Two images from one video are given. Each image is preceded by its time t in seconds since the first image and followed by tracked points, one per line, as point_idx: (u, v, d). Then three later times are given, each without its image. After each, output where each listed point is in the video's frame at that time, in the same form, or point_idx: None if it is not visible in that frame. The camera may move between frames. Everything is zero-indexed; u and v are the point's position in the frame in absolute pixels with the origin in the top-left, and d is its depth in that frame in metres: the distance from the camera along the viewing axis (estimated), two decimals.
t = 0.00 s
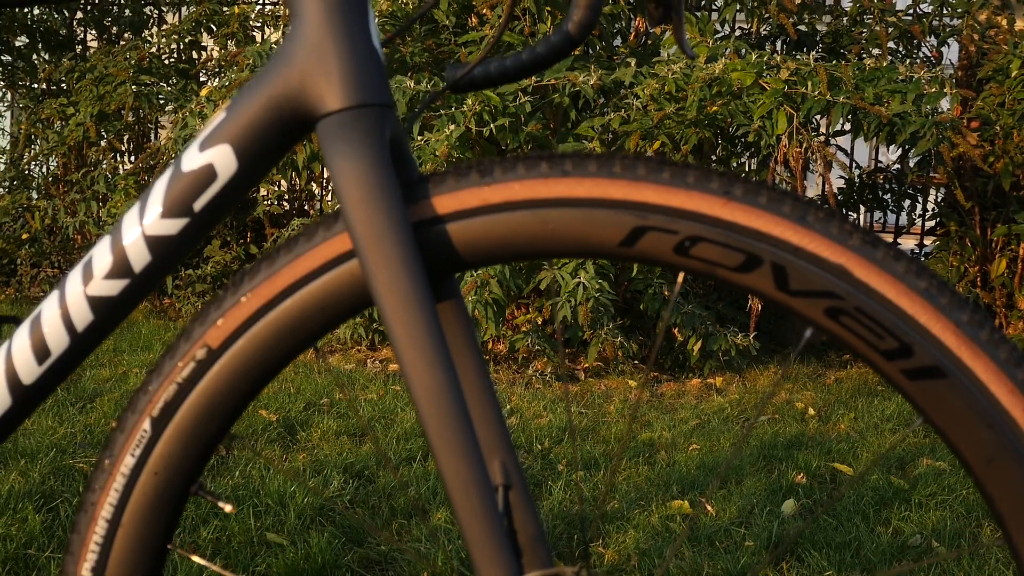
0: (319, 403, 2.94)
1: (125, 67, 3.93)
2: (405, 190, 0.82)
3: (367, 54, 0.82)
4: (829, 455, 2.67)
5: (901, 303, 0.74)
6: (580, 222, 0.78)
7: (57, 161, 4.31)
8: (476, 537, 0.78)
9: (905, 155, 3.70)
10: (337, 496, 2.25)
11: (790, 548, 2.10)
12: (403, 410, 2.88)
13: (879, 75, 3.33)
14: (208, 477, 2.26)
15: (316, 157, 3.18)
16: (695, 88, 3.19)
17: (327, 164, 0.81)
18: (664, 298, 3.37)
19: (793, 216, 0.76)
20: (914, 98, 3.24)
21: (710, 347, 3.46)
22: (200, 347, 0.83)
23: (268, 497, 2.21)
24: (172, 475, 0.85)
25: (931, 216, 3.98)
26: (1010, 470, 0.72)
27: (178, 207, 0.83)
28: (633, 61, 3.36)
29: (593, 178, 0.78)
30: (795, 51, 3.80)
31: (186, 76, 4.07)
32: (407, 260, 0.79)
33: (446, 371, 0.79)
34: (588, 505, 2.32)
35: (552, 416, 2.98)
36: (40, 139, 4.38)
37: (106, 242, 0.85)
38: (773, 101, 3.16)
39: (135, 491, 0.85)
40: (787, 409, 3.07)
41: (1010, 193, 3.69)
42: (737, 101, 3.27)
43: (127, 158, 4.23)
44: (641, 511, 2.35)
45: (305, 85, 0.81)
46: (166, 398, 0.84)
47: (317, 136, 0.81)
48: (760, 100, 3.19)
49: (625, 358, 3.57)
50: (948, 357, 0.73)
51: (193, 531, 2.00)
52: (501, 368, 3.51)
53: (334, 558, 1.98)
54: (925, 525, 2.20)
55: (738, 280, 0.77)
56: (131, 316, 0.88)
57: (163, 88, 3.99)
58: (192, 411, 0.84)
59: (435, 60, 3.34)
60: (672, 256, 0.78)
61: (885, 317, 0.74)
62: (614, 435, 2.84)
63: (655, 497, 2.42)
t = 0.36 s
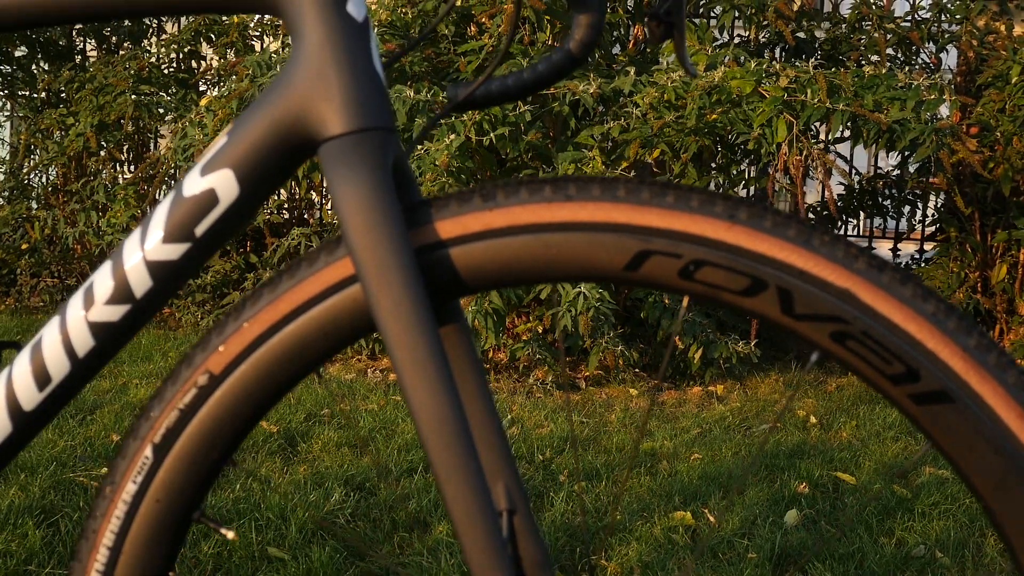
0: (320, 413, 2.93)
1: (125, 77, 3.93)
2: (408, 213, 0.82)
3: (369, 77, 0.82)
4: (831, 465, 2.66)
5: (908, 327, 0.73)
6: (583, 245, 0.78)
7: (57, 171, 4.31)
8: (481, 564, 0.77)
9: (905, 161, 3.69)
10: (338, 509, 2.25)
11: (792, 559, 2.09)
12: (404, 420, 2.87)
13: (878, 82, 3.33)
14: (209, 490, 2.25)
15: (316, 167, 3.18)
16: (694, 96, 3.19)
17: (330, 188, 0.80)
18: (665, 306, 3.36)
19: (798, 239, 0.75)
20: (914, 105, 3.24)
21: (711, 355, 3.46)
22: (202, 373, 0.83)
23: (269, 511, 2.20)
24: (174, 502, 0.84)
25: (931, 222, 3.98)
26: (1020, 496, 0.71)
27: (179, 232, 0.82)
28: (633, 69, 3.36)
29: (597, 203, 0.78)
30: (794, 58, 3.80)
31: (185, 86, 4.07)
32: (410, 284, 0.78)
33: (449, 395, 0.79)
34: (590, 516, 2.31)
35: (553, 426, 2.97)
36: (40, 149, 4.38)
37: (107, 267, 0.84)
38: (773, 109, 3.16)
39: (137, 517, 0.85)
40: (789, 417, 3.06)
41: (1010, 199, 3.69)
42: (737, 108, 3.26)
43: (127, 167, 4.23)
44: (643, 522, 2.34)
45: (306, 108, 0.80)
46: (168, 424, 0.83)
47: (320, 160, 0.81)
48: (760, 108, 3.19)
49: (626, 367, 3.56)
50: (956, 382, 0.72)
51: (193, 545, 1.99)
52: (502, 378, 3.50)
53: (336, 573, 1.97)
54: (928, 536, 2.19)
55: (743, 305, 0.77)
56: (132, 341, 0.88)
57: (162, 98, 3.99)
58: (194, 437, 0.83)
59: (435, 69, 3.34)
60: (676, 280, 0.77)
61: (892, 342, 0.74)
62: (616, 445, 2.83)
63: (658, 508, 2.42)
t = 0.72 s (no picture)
0: (321, 427, 2.92)
1: (126, 90, 3.94)
2: (411, 238, 0.81)
3: (371, 101, 0.81)
4: (834, 476, 2.66)
5: (914, 353, 0.73)
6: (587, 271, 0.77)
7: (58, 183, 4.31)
8: None
9: (906, 171, 3.69)
10: (340, 524, 2.24)
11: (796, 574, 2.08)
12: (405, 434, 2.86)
13: (878, 92, 3.33)
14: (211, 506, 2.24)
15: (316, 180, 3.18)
16: (695, 108, 3.19)
17: (332, 214, 0.80)
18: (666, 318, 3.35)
19: (802, 264, 0.75)
20: (914, 115, 3.25)
21: (713, 366, 3.45)
22: (205, 400, 0.83)
23: (270, 527, 2.19)
24: (176, 528, 0.84)
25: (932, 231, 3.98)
26: None
27: (181, 258, 0.82)
28: (633, 81, 3.36)
29: (600, 228, 0.78)
30: (795, 68, 3.80)
31: (186, 98, 4.08)
32: (413, 311, 0.78)
33: (451, 420, 0.78)
34: (593, 530, 2.31)
35: (555, 438, 2.96)
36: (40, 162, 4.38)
37: (108, 293, 0.84)
38: (774, 120, 3.16)
39: (140, 544, 0.84)
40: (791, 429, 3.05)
41: (1011, 208, 3.69)
42: (738, 120, 3.26)
43: (128, 180, 4.24)
44: (646, 536, 2.33)
45: (308, 133, 0.80)
46: (170, 450, 0.83)
47: (323, 184, 0.81)
48: (760, 119, 3.19)
49: (627, 378, 3.55)
50: (961, 407, 0.72)
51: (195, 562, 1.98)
52: (503, 390, 3.49)
53: None
54: (933, 549, 2.18)
55: (747, 329, 0.76)
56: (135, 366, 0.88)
57: (163, 111, 3.99)
58: (196, 463, 0.83)
59: (435, 81, 3.34)
60: (681, 305, 0.77)
61: (897, 368, 0.73)
62: (618, 458, 2.82)
63: (660, 522, 2.41)
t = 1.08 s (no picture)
0: (322, 441, 2.91)
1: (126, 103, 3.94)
2: (412, 267, 0.81)
3: (372, 129, 0.81)
4: (836, 489, 2.65)
5: (918, 383, 0.73)
6: (590, 300, 0.77)
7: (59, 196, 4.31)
8: None
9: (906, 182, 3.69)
10: (341, 541, 2.23)
11: None
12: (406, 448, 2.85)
13: (878, 103, 3.33)
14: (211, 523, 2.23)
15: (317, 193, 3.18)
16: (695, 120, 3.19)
17: (333, 244, 0.80)
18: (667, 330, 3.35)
19: (806, 294, 0.75)
20: (914, 126, 3.25)
21: (714, 378, 3.44)
22: (205, 430, 0.82)
23: (271, 544, 2.18)
24: (176, 558, 0.83)
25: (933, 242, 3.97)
26: None
27: (181, 287, 0.82)
28: (634, 93, 3.35)
29: (602, 257, 0.77)
30: (795, 80, 3.78)
31: (187, 111, 4.07)
32: (414, 341, 0.78)
33: (452, 450, 0.78)
34: (595, 546, 2.29)
35: (556, 452, 2.95)
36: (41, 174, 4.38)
37: (108, 323, 0.84)
38: (774, 132, 3.16)
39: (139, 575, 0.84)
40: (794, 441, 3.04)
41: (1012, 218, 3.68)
42: (738, 132, 3.26)
43: (129, 192, 4.24)
44: (649, 552, 2.32)
45: (309, 162, 0.80)
46: (170, 481, 0.83)
47: (323, 214, 0.80)
48: (761, 131, 3.19)
49: (628, 390, 3.54)
50: (967, 437, 0.71)
51: None
52: (504, 402, 3.48)
53: None
54: (936, 563, 2.17)
55: (751, 359, 0.76)
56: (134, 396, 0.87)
57: (164, 123, 4.00)
58: (197, 493, 0.82)
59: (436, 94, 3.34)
60: (684, 334, 0.77)
61: (902, 397, 0.73)
62: (619, 471, 2.81)
63: (663, 537, 2.40)
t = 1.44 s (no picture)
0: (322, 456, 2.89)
1: (126, 118, 3.94)
2: (411, 295, 0.81)
3: (370, 157, 0.81)
4: (838, 502, 2.63)
5: (921, 411, 0.72)
6: (590, 328, 0.77)
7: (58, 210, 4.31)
8: None
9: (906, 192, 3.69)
10: (341, 558, 2.22)
11: None
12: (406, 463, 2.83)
13: (877, 115, 3.32)
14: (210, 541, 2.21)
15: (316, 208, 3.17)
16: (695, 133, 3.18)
17: (332, 272, 0.79)
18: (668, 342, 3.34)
19: (807, 321, 0.74)
20: (914, 137, 3.25)
21: (715, 390, 3.42)
22: (204, 459, 0.82)
23: (271, 562, 2.17)
24: None
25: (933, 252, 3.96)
26: None
27: (179, 316, 0.81)
28: (633, 105, 3.35)
29: (602, 285, 0.77)
30: (795, 92, 3.78)
31: (186, 125, 4.07)
32: (413, 370, 0.77)
33: (452, 479, 0.77)
34: (597, 562, 2.28)
35: (557, 466, 2.94)
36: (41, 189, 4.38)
37: (106, 352, 0.83)
38: (774, 145, 3.16)
39: None
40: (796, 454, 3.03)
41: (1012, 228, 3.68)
42: (738, 144, 3.26)
43: (128, 206, 4.24)
44: (652, 568, 2.30)
45: (308, 191, 0.80)
46: (168, 510, 0.82)
47: (322, 242, 0.80)
48: (761, 143, 3.19)
49: (629, 403, 3.53)
50: (970, 466, 0.71)
51: None
52: (505, 416, 3.47)
53: None
54: None
55: (753, 386, 0.76)
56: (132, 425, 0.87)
57: (164, 137, 4.00)
58: (195, 524, 0.82)
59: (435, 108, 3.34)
60: (685, 361, 0.76)
61: (905, 425, 0.72)
62: (621, 486, 2.79)
63: (665, 553, 2.38)
